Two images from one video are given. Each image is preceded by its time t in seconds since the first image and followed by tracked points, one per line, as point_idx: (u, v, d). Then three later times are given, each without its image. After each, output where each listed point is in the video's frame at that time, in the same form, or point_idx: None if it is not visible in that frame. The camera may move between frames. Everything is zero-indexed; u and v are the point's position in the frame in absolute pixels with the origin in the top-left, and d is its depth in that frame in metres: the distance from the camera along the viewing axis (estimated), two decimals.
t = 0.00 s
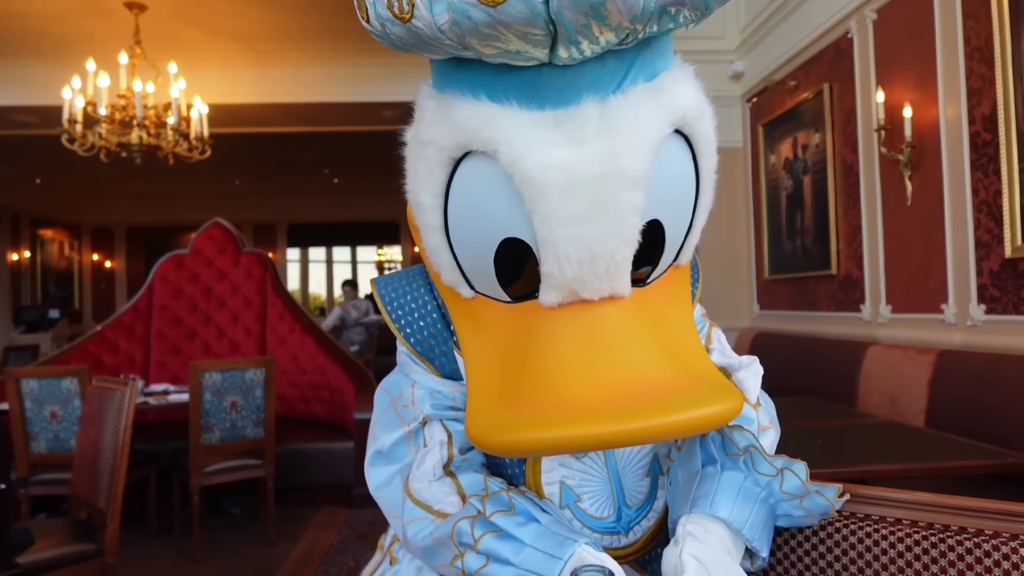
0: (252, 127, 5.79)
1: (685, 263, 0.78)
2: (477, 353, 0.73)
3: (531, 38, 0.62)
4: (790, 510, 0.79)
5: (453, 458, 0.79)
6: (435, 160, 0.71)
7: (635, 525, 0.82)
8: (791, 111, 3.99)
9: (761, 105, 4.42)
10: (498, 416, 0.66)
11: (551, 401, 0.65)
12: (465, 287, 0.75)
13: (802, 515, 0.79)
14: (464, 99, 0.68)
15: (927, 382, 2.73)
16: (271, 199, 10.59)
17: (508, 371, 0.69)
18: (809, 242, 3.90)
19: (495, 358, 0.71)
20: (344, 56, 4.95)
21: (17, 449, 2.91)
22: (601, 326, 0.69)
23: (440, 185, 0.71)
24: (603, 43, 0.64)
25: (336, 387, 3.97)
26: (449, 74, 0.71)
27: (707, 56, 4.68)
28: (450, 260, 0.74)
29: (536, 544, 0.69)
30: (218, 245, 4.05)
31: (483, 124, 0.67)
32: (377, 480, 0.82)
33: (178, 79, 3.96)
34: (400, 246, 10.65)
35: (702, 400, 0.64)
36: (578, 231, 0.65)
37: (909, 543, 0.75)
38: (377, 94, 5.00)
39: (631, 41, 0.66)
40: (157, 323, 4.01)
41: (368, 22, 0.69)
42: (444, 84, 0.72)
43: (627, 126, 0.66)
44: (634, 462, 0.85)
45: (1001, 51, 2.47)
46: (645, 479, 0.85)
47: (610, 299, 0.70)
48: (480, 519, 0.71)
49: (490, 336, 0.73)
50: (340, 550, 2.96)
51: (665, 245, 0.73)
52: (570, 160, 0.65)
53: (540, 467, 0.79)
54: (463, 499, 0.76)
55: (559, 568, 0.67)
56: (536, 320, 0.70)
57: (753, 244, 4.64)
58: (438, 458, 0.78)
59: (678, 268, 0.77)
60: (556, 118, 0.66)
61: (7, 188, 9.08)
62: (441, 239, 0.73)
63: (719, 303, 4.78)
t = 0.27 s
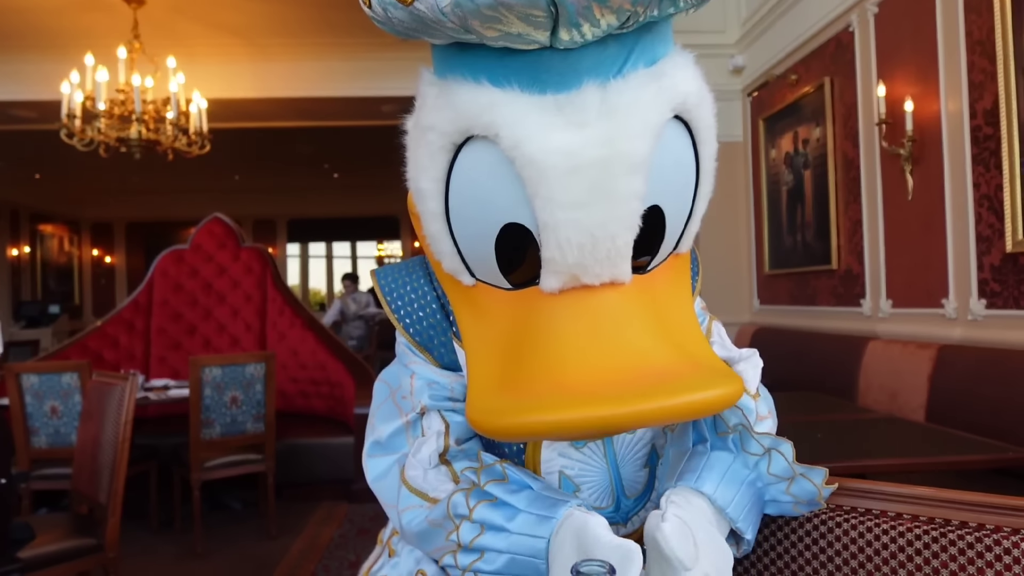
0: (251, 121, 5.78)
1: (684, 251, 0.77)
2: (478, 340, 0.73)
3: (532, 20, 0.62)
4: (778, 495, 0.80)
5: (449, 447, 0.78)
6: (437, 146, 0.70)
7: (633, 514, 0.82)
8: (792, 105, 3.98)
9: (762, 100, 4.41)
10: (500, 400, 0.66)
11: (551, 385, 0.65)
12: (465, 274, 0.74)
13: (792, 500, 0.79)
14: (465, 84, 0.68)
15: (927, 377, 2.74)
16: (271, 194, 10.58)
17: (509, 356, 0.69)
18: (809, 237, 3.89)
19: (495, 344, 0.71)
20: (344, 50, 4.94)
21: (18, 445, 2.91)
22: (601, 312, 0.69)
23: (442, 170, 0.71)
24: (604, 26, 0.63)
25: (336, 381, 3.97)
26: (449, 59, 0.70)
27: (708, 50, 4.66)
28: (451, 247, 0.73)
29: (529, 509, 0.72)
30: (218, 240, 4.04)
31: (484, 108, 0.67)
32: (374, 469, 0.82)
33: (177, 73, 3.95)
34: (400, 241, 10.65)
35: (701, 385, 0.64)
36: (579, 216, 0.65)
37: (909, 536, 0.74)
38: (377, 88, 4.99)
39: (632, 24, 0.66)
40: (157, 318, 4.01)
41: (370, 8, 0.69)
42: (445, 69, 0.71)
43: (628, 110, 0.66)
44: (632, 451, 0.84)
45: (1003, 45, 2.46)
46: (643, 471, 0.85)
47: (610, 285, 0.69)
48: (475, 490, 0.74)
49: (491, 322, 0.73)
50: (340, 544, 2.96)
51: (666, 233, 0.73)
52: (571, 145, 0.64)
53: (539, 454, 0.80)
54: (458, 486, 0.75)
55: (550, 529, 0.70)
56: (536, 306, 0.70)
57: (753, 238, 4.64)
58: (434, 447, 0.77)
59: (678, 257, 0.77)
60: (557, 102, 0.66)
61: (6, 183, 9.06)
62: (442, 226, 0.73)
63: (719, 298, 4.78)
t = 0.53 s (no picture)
0: (252, 115, 5.77)
1: (685, 243, 0.77)
2: (478, 329, 0.73)
3: (537, 7, 0.62)
4: (776, 482, 0.78)
5: (446, 438, 0.78)
6: (440, 134, 0.70)
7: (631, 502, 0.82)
8: (795, 100, 3.97)
9: (764, 95, 4.40)
10: (500, 386, 0.66)
11: (551, 371, 0.65)
12: (468, 265, 0.74)
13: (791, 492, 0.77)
14: (469, 72, 0.68)
15: (928, 373, 2.74)
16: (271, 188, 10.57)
17: (510, 344, 0.69)
18: (811, 232, 3.89)
19: (497, 333, 0.71)
20: (344, 44, 4.92)
21: (21, 438, 2.92)
22: (603, 300, 0.68)
23: (444, 160, 0.71)
24: (608, 14, 0.64)
25: (337, 376, 3.97)
26: (452, 49, 0.70)
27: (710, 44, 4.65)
28: (454, 236, 0.73)
29: (531, 481, 0.72)
30: (219, 234, 4.04)
31: (487, 96, 0.66)
32: (374, 461, 0.82)
33: (177, 67, 3.94)
34: (401, 235, 10.65)
35: (702, 370, 0.64)
36: (581, 203, 0.64)
37: (913, 533, 0.73)
38: (378, 82, 4.99)
39: (634, 13, 0.66)
40: (158, 312, 4.01)
41: None
42: (449, 58, 0.71)
43: (630, 99, 0.66)
44: (632, 441, 0.83)
45: (1007, 40, 2.46)
46: (642, 461, 0.84)
47: (610, 273, 0.69)
48: (478, 466, 0.74)
49: (492, 311, 0.72)
50: (342, 538, 2.97)
51: (667, 224, 0.73)
52: (574, 132, 0.64)
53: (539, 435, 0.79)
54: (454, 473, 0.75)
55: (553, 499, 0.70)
56: (536, 294, 0.70)
57: (754, 233, 4.63)
58: (432, 437, 0.78)
59: (679, 249, 0.76)
60: (560, 90, 0.65)
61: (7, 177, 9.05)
62: (445, 215, 0.72)
63: (720, 293, 4.78)
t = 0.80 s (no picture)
0: (253, 109, 5.76)
1: (679, 234, 0.77)
2: (472, 319, 0.72)
3: None
4: (786, 496, 0.74)
5: (446, 432, 0.78)
6: (433, 124, 0.69)
7: (630, 498, 0.80)
8: (797, 94, 3.96)
9: (767, 88, 4.38)
10: (493, 375, 0.65)
11: (545, 359, 0.64)
12: (462, 254, 0.74)
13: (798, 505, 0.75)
14: (461, 61, 0.68)
15: (930, 368, 2.73)
16: (273, 183, 10.56)
17: (503, 333, 0.69)
18: (813, 227, 3.88)
19: (490, 322, 0.70)
20: (346, 38, 4.91)
21: (23, 432, 2.92)
22: (595, 288, 0.68)
23: (438, 149, 0.70)
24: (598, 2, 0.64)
25: (338, 370, 3.97)
26: (445, 39, 0.70)
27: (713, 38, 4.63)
28: (448, 226, 0.72)
29: (531, 509, 0.70)
30: (220, 228, 4.04)
31: (479, 84, 0.66)
32: (375, 458, 0.81)
33: (178, 61, 3.93)
34: (402, 230, 10.64)
35: (695, 358, 0.64)
36: (573, 189, 0.64)
37: (913, 527, 0.72)
38: (380, 76, 4.98)
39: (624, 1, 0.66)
40: (159, 306, 4.01)
41: None
42: (442, 48, 0.71)
43: (621, 86, 0.65)
44: (627, 434, 0.82)
45: (1011, 33, 2.44)
46: (638, 454, 0.83)
47: (604, 263, 0.69)
48: (477, 485, 0.72)
49: (485, 302, 0.72)
50: (343, 532, 2.98)
51: (660, 214, 0.72)
52: (566, 119, 0.64)
53: (534, 438, 0.78)
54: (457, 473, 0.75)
55: (551, 530, 0.68)
56: (529, 283, 0.69)
57: (756, 228, 4.62)
58: (431, 433, 0.78)
59: (673, 240, 0.76)
60: (551, 78, 0.65)
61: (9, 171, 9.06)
62: (439, 205, 0.72)
63: (722, 287, 4.78)
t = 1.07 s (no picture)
0: (254, 105, 5.75)
1: (674, 230, 0.76)
2: (466, 318, 0.72)
3: None
4: (781, 495, 0.75)
5: (444, 429, 0.78)
6: (425, 123, 0.69)
7: (626, 494, 0.80)
8: (798, 89, 3.95)
9: (768, 84, 4.37)
10: (484, 373, 0.65)
11: (536, 357, 0.64)
12: (456, 253, 0.73)
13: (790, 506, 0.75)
14: (450, 60, 0.67)
15: (931, 363, 2.73)
16: (274, 179, 10.56)
17: (496, 330, 0.68)
18: (814, 223, 3.88)
19: (482, 320, 0.70)
20: (346, 34, 4.91)
21: (24, 428, 2.93)
22: (587, 285, 0.68)
23: (430, 148, 0.70)
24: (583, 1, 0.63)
25: (339, 366, 3.97)
26: (435, 38, 0.70)
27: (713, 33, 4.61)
28: (441, 225, 0.72)
29: (529, 507, 0.70)
30: (221, 225, 4.04)
31: (468, 83, 0.66)
32: (376, 455, 0.82)
33: (178, 57, 3.92)
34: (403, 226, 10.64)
35: (687, 354, 0.63)
36: (563, 188, 0.64)
37: (913, 523, 0.72)
38: (380, 73, 4.98)
39: None
40: (160, 303, 4.01)
41: None
42: (432, 48, 0.71)
43: (610, 84, 0.65)
44: (625, 431, 0.82)
45: (1014, 28, 2.43)
46: (636, 451, 0.82)
47: (596, 260, 0.68)
48: (477, 483, 0.72)
49: (479, 300, 0.72)
50: (345, 528, 2.98)
51: (653, 210, 0.72)
52: (554, 117, 0.64)
53: (531, 434, 0.78)
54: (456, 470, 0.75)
55: (551, 528, 0.68)
56: (522, 282, 0.69)
57: (758, 224, 4.61)
58: (430, 429, 0.78)
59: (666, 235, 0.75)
60: (538, 76, 0.65)
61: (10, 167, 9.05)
62: (432, 204, 0.72)
63: (723, 283, 4.77)
